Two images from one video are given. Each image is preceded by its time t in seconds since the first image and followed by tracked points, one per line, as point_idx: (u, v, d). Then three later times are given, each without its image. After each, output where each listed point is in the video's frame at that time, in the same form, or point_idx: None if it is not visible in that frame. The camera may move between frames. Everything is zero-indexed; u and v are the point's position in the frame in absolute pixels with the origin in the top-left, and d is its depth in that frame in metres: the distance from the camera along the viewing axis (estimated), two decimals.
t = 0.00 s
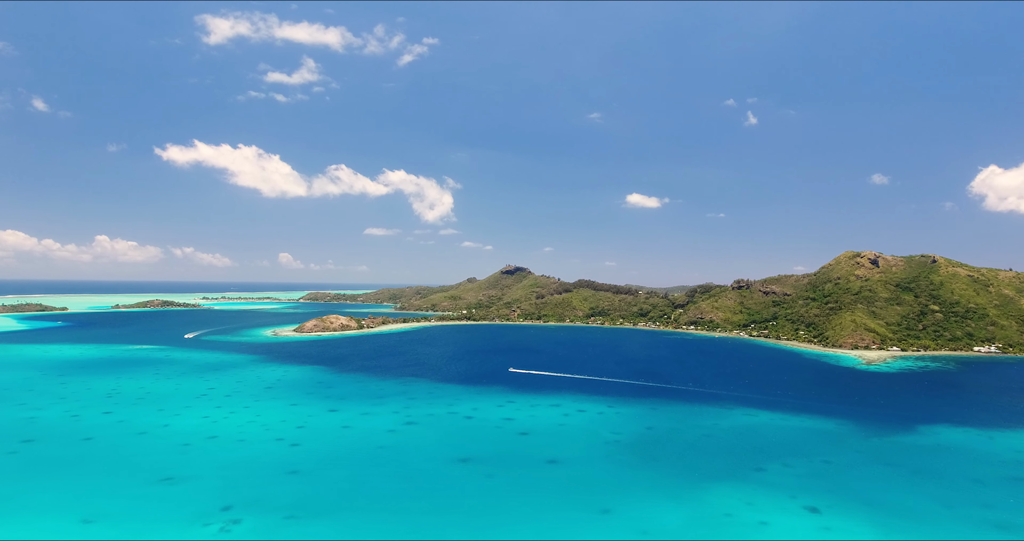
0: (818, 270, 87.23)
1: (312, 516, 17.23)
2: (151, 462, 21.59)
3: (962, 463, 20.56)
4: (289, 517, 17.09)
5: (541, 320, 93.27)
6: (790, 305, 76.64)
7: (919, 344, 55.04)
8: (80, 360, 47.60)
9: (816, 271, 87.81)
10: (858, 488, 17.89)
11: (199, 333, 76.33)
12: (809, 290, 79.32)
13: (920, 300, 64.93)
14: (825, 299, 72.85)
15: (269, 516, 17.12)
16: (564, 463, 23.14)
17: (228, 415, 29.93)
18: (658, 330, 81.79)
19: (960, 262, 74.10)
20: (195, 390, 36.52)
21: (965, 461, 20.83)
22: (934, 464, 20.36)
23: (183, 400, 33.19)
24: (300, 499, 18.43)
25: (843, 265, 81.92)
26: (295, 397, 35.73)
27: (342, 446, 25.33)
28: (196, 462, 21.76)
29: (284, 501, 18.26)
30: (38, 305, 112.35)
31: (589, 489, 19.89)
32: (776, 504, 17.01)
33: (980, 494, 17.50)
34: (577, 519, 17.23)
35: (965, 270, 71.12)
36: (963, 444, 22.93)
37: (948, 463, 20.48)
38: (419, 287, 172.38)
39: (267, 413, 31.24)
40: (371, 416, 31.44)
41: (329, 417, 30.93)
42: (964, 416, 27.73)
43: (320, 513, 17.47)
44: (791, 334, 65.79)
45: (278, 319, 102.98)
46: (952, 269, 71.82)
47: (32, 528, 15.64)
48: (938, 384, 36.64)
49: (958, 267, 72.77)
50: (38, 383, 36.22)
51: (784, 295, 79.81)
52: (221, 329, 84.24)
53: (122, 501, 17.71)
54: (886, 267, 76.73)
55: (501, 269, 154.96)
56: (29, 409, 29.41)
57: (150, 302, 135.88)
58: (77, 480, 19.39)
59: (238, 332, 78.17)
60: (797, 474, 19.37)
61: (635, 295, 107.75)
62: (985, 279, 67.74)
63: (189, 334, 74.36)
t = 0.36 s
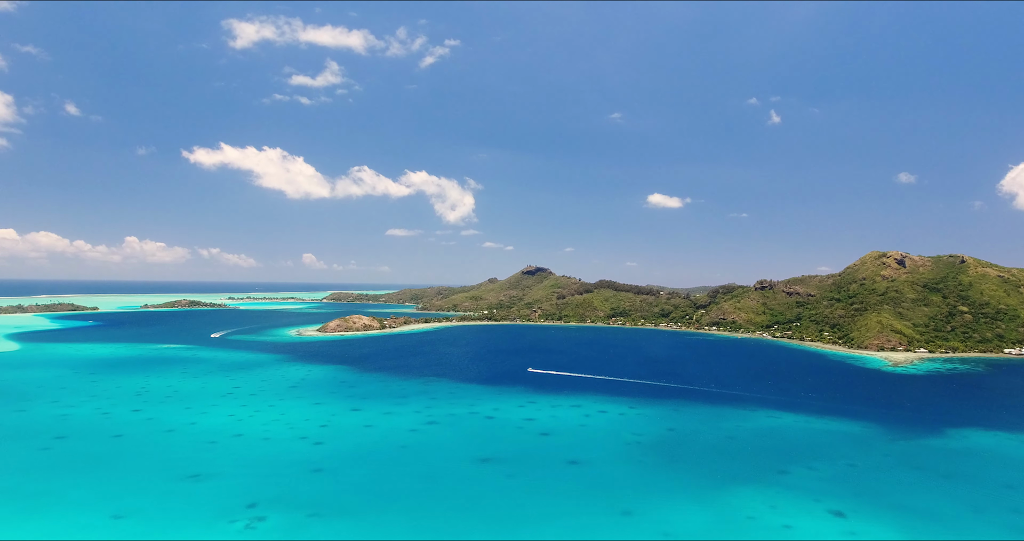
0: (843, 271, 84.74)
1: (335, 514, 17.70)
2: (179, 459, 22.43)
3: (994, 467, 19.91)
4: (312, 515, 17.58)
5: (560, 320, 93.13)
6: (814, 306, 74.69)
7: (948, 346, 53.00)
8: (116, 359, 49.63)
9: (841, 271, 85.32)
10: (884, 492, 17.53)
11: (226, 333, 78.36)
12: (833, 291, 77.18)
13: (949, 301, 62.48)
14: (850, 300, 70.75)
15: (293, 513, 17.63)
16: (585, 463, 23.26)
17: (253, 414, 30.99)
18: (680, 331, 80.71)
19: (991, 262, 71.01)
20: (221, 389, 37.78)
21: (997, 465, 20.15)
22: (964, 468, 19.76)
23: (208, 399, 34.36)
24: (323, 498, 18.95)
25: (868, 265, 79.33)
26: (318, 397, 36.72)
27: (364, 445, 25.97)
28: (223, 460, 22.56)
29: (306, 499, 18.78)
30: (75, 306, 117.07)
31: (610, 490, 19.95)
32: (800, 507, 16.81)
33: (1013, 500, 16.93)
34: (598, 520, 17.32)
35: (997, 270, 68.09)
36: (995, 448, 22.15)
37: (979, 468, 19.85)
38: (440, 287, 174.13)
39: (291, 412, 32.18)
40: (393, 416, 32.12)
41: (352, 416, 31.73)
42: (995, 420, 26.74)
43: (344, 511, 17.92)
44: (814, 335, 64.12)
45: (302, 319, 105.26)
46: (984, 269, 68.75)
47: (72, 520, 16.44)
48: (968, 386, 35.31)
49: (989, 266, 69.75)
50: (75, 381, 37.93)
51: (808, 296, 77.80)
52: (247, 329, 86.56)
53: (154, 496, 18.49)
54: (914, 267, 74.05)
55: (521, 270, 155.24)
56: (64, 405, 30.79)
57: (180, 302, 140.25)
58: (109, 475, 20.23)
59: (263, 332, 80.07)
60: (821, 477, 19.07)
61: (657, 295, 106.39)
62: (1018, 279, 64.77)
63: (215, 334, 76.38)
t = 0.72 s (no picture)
0: (867, 271, 82.20)
1: (356, 513, 18.09)
2: (205, 456, 23.18)
3: None
4: (334, 513, 18.00)
5: (579, 321, 92.77)
6: (837, 307, 72.70)
7: (976, 348, 50.94)
8: (146, 358, 51.46)
9: (866, 272, 82.75)
10: (911, 496, 17.15)
11: (251, 332, 80.40)
12: (857, 292, 74.95)
13: (976, 302, 60.00)
14: (875, 301, 68.63)
15: (315, 512, 18.06)
16: (604, 464, 23.29)
17: (276, 413, 31.90)
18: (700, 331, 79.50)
19: (1023, 262, 67.86)
20: (245, 388, 38.94)
21: None
22: (993, 472, 19.17)
23: (232, 398, 35.42)
24: (344, 496, 19.40)
25: (893, 265, 76.60)
26: (340, 396, 37.58)
27: (384, 444, 26.49)
28: (247, 458, 23.26)
29: (328, 498, 19.23)
30: (108, 307, 121.40)
31: (630, 491, 19.98)
32: (822, 510, 16.58)
33: None
34: (618, 521, 17.38)
35: None
36: None
37: (1011, 472, 19.21)
38: (460, 287, 175.42)
39: (313, 411, 32.99)
40: (414, 415, 32.71)
41: (373, 415, 32.43)
42: None
43: (364, 510, 18.31)
44: (837, 336, 62.40)
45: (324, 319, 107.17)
46: (1015, 269, 65.73)
47: (103, 514, 17.12)
48: (999, 389, 33.97)
49: (1021, 267, 66.67)
50: (107, 379, 39.48)
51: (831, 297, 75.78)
52: (271, 328, 88.56)
53: (183, 492, 19.17)
54: (940, 267, 71.26)
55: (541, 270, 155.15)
56: (95, 403, 32.04)
57: (207, 302, 144.27)
58: (137, 472, 20.95)
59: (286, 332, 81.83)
60: (845, 480, 18.74)
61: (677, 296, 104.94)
62: None
63: (239, 334, 77.99)
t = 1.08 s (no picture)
0: (894, 271, 79.51)
1: (377, 511, 18.52)
2: (229, 455, 23.90)
3: None
4: (356, 511, 18.46)
5: (599, 321, 92.28)
6: (863, 307, 70.60)
7: (1008, 349, 48.82)
8: (174, 357, 53.06)
9: (892, 272, 80.03)
10: (940, 501, 16.72)
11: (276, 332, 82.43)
12: (883, 293, 72.61)
13: (1007, 303, 57.42)
14: (901, 301, 66.39)
15: (337, 510, 18.53)
16: (625, 465, 23.29)
17: (300, 412, 32.84)
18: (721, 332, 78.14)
19: None
20: (269, 387, 40.10)
21: None
22: None
23: (255, 397, 36.43)
24: (365, 495, 19.88)
25: (920, 266, 73.74)
26: (362, 395, 38.44)
27: (405, 444, 27.04)
28: (270, 456, 24.01)
29: (349, 496, 19.71)
30: (139, 308, 125.31)
31: (651, 493, 19.97)
32: (847, 514, 16.31)
33: None
34: (639, 523, 17.42)
35: None
36: None
37: None
38: (481, 288, 176.25)
39: (335, 410, 33.83)
40: (435, 415, 33.27)
41: (395, 415, 33.11)
42: None
43: (385, 509, 18.72)
44: (861, 337, 60.64)
45: (347, 319, 108.99)
46: None
47: (136, 510, 17.85)
48: None
49: None
50: (138, 378, 40.93)
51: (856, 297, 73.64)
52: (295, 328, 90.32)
53: (210, 489, 19.85)
54: (969, 267, 68.29)
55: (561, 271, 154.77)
56: (123, 401, 33.20)
57: (233, 302, 147.89)
58: (164, 469, 21.72)
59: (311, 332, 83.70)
60: (870, 483, 18.36)
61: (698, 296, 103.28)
62: None
63: (263, 334, 79.54)
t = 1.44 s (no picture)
0: (918, 271, 77.12)
1: (396, 511, 18.90)
2: (251, 453, 24.57)
3: None
4: (375, 510, 18.87)
5: (617, 322, 91.77)
6: (886, 308, 68.75)
7: None
8: (200, 357, 54.56)
9: (917, 272, 77.63)
10: (966, 507, 16.33)
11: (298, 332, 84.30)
12: (906, 293, 70.57)
13: None
14: (925, 302, 64.44)
15: (356, 508, 18.95)
16: (644, 467, 23.27)
17: (320, 411, 33.73)
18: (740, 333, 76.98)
19: None
20: (291, 386, 41.19)
21: None
22: None
23: (276, 397, 37.42)
24: (384, 494, 20.32)
25: (944, 266, 71.25)
26: (382, 395, 39.23)
27: (423, 443, 27.52)
28: (292, 454, 24.70)
29: (368, 495, 20.14)
30: (166, 309, 129.06)
31: (670, 494, 19.95)
32: (869, 517, 16.06)
33: None
34: (658, 524, 17.44)
35: None
36: None
37: None
38: (499, 289, 176.81)
39: (355, 409, 34.55)
40: (454, 414, 33.75)
41: (414, 414, 33.72)
42: None
43: (404, 509, 19.09)
44: (884, 338, 59.13)
45: (366, 319, 110.79)
46: None
47: (162, 506, 18.50)
48: None
49: None
50: (165, 378, 42.27)
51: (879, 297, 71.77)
52: (316, 328, 91.94)
53: (233, 487, 20.47)
54: (997, 267, 65.80)
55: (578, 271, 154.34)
56: (149, 400, 34.29)
57: (255, 303, 151.16)
58: (189, 466, 22.52)
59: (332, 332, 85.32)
60: (893, 487, 18.03)
61: (717, 297, 101.85)
62: None
63: (285, 334, 81.16)
